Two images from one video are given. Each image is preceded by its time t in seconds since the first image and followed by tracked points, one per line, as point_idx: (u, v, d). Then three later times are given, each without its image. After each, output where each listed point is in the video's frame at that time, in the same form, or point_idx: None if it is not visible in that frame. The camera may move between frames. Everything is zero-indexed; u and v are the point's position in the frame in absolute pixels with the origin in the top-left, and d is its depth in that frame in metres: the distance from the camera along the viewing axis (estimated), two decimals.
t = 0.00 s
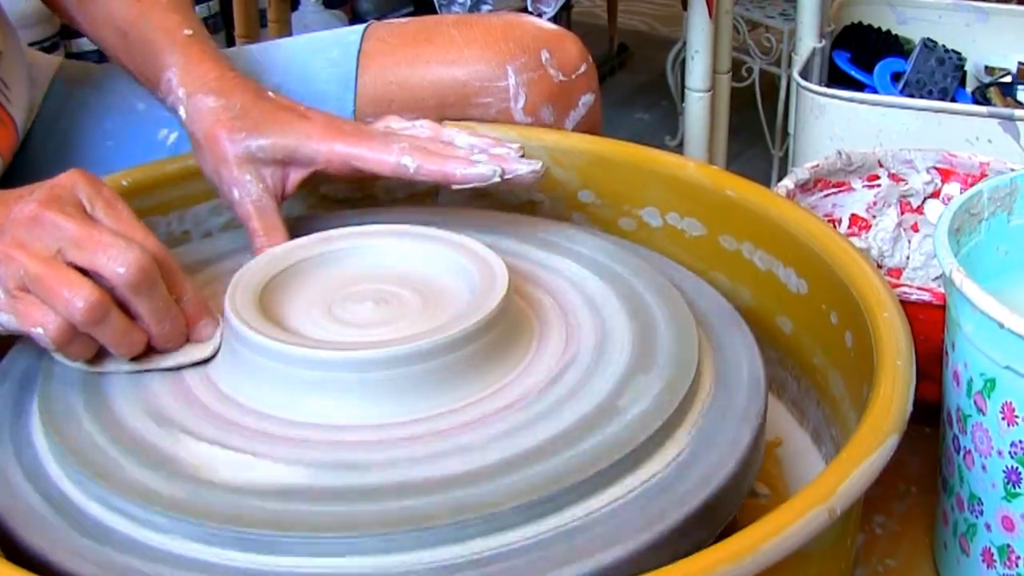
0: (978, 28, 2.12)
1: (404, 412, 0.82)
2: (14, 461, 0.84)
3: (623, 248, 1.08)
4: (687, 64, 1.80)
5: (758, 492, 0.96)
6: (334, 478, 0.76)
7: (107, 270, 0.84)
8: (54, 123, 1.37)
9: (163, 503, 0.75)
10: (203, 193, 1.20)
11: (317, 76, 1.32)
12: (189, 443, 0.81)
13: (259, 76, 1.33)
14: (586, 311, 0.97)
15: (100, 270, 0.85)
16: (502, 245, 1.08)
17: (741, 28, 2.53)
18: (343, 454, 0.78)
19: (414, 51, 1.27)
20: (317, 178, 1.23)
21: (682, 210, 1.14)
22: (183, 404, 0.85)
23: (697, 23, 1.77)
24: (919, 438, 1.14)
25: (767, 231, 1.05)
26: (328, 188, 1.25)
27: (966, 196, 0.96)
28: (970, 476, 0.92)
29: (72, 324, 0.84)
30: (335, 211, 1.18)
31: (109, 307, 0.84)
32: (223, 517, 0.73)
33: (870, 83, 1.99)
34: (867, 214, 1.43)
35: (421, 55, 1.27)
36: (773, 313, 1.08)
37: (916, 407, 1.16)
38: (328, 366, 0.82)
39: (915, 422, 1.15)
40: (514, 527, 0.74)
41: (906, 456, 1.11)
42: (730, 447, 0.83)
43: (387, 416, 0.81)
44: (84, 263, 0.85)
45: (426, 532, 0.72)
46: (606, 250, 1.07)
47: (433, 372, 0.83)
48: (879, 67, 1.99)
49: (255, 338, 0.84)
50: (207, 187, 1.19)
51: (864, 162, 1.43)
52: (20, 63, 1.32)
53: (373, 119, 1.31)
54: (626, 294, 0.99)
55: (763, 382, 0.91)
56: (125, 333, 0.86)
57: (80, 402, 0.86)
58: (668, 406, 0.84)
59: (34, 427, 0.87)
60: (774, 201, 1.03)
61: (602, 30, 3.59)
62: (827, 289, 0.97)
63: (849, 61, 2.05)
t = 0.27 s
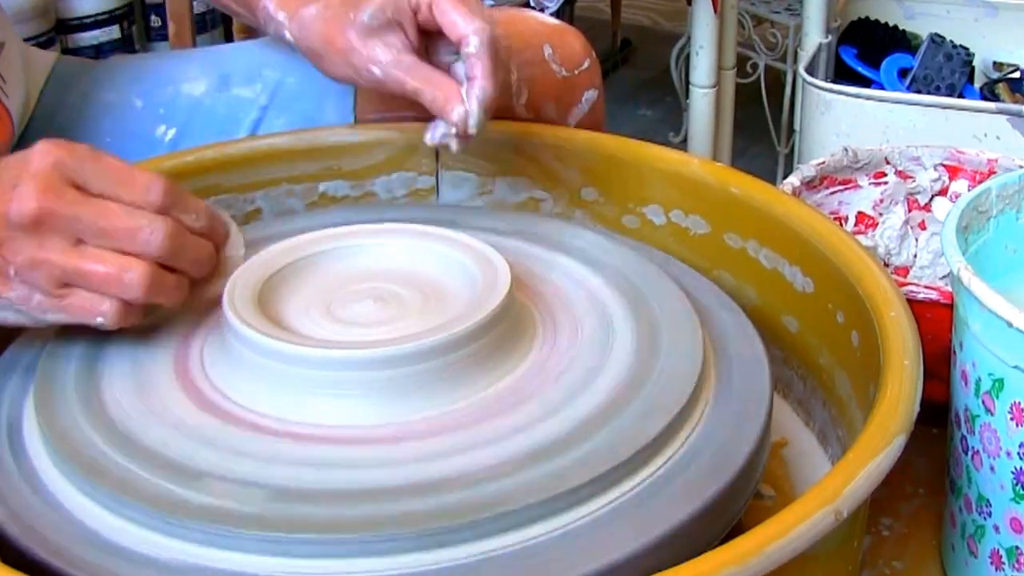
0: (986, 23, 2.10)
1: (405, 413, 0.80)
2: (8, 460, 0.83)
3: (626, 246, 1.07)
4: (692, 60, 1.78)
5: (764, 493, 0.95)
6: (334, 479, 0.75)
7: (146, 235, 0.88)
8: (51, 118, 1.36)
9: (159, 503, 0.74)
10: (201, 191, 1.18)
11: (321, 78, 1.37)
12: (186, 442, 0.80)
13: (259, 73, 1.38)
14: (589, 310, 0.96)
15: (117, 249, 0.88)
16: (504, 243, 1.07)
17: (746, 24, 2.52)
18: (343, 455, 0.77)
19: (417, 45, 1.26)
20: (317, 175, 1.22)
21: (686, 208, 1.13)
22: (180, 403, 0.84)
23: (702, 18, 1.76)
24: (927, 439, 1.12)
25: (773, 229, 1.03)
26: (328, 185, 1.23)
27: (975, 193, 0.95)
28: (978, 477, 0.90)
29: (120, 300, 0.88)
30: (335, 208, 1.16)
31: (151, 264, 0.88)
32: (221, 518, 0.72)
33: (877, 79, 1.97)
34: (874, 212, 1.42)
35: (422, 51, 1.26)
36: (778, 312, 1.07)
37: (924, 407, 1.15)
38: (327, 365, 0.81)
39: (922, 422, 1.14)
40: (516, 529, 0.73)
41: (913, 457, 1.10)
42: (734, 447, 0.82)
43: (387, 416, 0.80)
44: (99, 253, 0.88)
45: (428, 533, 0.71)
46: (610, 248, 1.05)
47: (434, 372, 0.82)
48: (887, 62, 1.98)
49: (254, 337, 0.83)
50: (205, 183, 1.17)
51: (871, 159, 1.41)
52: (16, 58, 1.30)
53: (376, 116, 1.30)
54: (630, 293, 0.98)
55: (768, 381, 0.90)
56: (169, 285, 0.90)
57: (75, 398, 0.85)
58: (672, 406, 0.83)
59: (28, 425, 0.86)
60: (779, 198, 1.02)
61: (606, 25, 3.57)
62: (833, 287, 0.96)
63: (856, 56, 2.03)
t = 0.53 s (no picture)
0: (994, 19, 2.09)
1: (406, 414, 0.80)
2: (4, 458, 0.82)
3: (629, 245, 1.05)
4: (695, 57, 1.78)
5: (769, 495, 0.94)
6: (335, 480, 0.74)
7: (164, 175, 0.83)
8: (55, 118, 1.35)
9: (155, 503, 0.73)
10: (201, 188, 1.17)
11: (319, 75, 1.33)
12: (184, 443, 0.78)
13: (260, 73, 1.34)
14: (592, 309, 0.95)
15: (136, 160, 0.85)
16: (507, 241, 1.06)
17: (751, 19, 2.50)
18: (343, 456, 0.76)
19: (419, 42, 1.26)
20: (316, 172, 1.21)
21: (689, 206, 1.12)
22: (178, 402, 0.83)
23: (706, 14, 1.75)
24: (933, 440, 1.11)
25: (778, 227, 1.02)
26: (328, 182, 1.22)
27: (983, 190, 0.94)
28: (985, 478, 0.89)
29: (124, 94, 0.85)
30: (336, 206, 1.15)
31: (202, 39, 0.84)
32: (219, 519, 0.71)
33: (883, 75, 1.96)
34: (880, 210, 1.41)
35: (425, 50, 1.25)
36: (783, 311, 1.06)
37: (930, 407, 1.14)
38: (328, 365, 0.80)
39: (929, 423, 1.13)
40: (518, 530, 0.72)
41: (920, 458, 1.09)
42: (738, 448, 0.81)
43: (388, 418, 0.79)
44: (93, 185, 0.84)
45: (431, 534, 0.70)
46: (613, 246, 1.04)
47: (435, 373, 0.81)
48: (894, 58, 1.96)
49: (253, 337, 0.82)
50: (204, 180, 1.16)
51: (877, 156, 1.40)
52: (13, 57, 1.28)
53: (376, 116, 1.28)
54: (633, 291, 0.97)
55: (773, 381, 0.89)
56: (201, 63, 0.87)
57: (71, 395, 0.84)
58: (676, 406, 0.82)
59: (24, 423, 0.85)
60: (784, 196, 1.01)
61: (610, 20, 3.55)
62: (839, 286, 0.95)
63: (862, 52, 2.02)
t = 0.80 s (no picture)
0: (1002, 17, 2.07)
1: (406, 413, 0.78)
2: None
3: (632, 243, 1.04)
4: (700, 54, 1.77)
5: (773, 496, 0.93)
6: (333, 481, 0.73)
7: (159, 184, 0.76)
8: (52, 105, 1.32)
9: (150, 504, 0.72)
10: (200, 185, 1.16)
11: (329, 73, 1.29)
12: (181, 442, 0.78)
13: (268, 73, 1.30)
14: (595, 307, 0.94)
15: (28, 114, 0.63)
16: (508, 240, 1.05)
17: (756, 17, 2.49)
18: (342, 456, 0.75)
19: (424, 45, 1.26)
20: (316, 170, 1.20)
21: (693, 204, 1.11)
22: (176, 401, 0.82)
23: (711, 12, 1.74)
24: (940, 441, 1.10)
25: (783, 226, 1.01)
26: (328, 180, 1.21)
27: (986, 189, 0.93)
28: (992, 479, 0.88)
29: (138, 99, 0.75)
30: (336, 203, 1.14)
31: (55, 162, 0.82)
32: (216, 520, 0.70)
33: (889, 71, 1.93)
34: (886, 207, 1.38)
35: (433, 48, 1.26)
36: (788, 310, 1.05)
37: (937, 408, 1.13)
38: (327, 365, 0.79)
39: (936, 424, 1.12)
40: (518, 532, 0.71)
41: (926, 459, 1.08)
42: (743, 448, 0.80)
43: (388, 418, 0.78)
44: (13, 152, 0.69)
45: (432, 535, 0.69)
46: (616, 245, 1.03)
47: (435, 372, 0.80)
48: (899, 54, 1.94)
49: (252, 336, 0.81)
50: (204, 178, 1.15)
51: (883, 154, 1.41)
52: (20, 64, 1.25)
53: (378, 111, 1.28)
54: (635, 290, 0.96)
55: (778, 382, 0.88)
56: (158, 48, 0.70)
57: (68, 393, 0.83)
58: (680, 406, 0.81)
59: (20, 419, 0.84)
60: (789, 194, 1.00)
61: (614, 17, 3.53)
62: (845, 286, 0.94)
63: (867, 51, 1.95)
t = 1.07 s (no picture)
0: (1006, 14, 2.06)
1: (407, 414, 0.78)
2: None
3: (633, 242, 1.04)
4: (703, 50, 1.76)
5: (777, 497, 0.92)
6: (333, 483, 0.72)
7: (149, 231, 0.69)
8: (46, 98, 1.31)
9: (147, 505, 0.71)
10: (199, 183, 1.15)
11: (325, 66, 1.28)
12: (179, 442, 0.77)
13: (264, 68, 1.29)
14: (598, 307, 0.93)
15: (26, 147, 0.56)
16: (509, 238, 1.04)
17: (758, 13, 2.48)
18: (342, 458, 0.74)
19: (423, 38, 1.24)
20: (316, 168, 1.19)
21: (697, 203, 1.10)
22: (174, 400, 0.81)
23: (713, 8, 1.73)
24: (945, 441, 1.10)
25: (787, 224, 1.00)
26: (328, 177, 1.20)
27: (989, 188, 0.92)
28: (999, 480, 0.87)
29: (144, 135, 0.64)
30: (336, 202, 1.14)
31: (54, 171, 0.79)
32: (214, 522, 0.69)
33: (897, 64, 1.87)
34: (891, 206, 1.39)
35: (430, 43, 1.24)
36: (793, 310, 1.04)
37: (942, 408, 1.12)
38: (328, 365, 0.78)
39: (941, 424, 1.11)
40: (520, 534, 0.70)
41: (931, 460, 1.07)
42: (747, 448, 0.79)
43: (389, 419, 0.77)
44: None
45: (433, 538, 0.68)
46: (618, 244, 1.03)
47: (436, 371, 0.79)
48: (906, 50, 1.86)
49: (251, 336, 0.81)
50: (203, 176, 1.15)
51: (888, 152, 1.40)
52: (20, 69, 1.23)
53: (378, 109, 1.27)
54: (638, 288, 0.95)
55: (782, 381, 0.87)
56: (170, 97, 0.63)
57: (65, 393, 0.82)
58: (684, 406, 0.80)
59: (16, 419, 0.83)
60: (794, 192, 0.99)
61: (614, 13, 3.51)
62: (850, 285, 0.93)
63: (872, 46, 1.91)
